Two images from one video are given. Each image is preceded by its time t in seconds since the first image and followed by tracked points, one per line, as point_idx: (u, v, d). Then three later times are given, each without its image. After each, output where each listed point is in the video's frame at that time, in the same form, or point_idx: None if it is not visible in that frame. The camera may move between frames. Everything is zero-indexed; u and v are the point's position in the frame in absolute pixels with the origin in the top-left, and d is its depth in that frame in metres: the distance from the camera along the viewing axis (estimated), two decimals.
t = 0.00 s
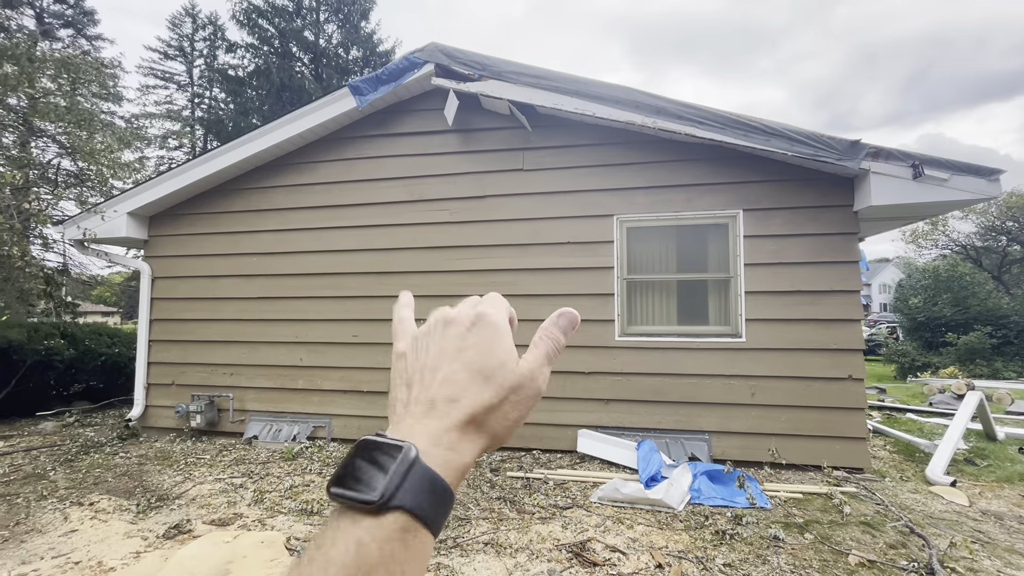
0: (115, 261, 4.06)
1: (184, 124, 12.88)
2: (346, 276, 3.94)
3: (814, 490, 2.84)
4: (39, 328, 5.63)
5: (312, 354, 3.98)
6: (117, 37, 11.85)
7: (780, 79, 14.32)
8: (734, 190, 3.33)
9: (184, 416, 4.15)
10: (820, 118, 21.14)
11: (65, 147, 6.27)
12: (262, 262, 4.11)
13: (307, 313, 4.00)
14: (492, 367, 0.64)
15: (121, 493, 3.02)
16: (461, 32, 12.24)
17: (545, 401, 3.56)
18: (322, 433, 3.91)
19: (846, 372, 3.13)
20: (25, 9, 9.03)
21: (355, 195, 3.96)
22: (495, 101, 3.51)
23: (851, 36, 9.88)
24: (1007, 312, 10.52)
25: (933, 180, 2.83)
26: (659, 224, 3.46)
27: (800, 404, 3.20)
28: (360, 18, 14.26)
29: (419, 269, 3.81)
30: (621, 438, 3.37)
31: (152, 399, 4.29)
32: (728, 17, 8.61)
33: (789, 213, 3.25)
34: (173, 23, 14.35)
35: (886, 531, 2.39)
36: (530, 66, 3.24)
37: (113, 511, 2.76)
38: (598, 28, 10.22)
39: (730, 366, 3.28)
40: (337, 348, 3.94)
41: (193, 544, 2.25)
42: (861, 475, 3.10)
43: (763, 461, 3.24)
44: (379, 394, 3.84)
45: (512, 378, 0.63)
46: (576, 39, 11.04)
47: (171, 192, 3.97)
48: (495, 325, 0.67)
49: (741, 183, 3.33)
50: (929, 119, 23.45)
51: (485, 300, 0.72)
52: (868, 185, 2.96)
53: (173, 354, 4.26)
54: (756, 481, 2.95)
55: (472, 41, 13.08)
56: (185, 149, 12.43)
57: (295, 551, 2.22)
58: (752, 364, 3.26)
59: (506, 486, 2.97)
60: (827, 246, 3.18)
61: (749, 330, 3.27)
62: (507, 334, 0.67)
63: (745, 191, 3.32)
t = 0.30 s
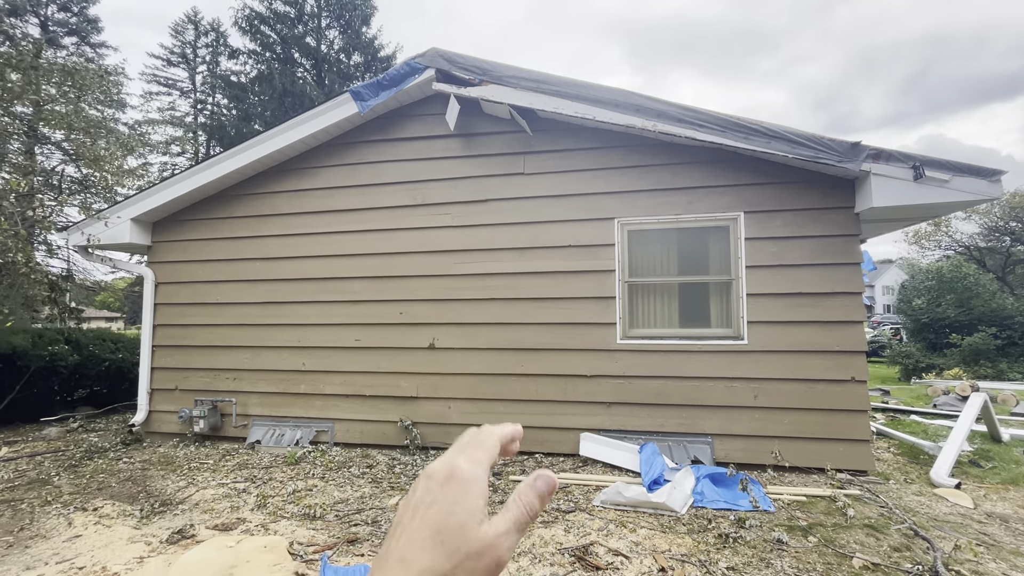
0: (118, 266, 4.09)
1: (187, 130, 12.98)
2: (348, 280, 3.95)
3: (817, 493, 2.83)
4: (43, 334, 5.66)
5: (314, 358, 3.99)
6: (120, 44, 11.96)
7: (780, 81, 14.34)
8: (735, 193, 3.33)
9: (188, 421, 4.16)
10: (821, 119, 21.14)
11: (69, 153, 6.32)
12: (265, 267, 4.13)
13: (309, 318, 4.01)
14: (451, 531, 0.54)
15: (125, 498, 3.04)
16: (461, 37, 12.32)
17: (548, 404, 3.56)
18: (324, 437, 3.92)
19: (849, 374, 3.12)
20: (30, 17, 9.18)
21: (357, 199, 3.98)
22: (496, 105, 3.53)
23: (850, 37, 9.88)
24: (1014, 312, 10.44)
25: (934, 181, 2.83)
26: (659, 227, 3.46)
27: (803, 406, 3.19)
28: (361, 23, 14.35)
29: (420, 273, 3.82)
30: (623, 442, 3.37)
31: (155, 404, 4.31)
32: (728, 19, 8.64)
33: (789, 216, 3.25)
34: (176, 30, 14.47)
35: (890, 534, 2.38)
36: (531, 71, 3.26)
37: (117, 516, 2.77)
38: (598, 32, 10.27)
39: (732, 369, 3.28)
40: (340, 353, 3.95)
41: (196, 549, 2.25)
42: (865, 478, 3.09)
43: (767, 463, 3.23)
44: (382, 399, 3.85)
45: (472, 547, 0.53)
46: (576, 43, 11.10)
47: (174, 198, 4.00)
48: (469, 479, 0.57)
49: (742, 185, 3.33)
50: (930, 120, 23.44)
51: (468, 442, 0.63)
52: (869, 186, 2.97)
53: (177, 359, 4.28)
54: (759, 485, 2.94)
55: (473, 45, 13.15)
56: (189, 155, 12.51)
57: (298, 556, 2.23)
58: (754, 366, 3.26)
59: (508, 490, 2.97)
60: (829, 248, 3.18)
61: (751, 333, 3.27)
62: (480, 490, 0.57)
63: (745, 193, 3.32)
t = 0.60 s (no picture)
0: (120, 271, 4.09)
1: (189, 135, 13.05)
2: (349, 284, 3.96)
3: (821, 496, 2.82)
4: (45, 339, 5.67)
5: (315, 362, 4.00)
6: (123, 49, 12.05)
7: (779, 83, 14.38)
8: (736, 195, 3.33)
9: (189, 426, 4.16)
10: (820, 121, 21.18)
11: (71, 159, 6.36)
12: (266, 271, 4.14)
13: (310, 322, 4.01)
14: None
15: (126, 503, 3.03)
16: (462, 42, 12.37)
17: (549, 407, 3.56)
18: (326, 441, 3.92)
19: (851, 376, 3.11)
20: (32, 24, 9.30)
21: (357, 203, 3.98)
22: (496, 109, 3.53)
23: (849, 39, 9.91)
24: (1016, 313, 10.37)
25: (935, 182, 2.83)
26: (660, 229, 3.46)
27: (805, 408, 3.18)
28: (362, 28, 14.43)
29: (421, 277, 3.82)
30: (625, 444, 3.36)
31: (157, 408, 4.31)
32: (726, 23, 8.68)
33: (790, 217, 3.25)
34: (178, 36, 14.58)
35: (894, 537, 2.36)
36: (531, 74, 3.27)
37: (118, 521, 2.76)
38: (597, 35, 10.31)
39: (734, 371, 3.28)
40: (341, 356, 3.95)
41: (198, 554, 2.25)
42: (868, 480, 3.08)
43: (769, 466, 3.22)
44: (383, 402, 3.85)
45: None
46: (575, 46, 11.16)
47: (175, 203, 4.01)
48: None
49: (742, 188, 3.33)
50: (930, 121, 23.48)
51: None
52: (870, 188, 2.97)
53: (178, 363, 4.28)
54: (762, 487, 2.93)
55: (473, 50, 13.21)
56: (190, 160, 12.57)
57: (299, 560, 2.22)
58: (756, 369, 3.25)
59: (510, 494, 2.96)
60: (830, 250, 3.18)
61: (752, 335, 3.26)
62: None
63: (746, 195, 3.33)
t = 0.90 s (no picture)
0: (120, 275, 4.08)
1: (191, 140, 13.10)
2: (350, 287, 3.94)
3: (827, 500, 2.78)
4: (46, 343, 5.65)
5: (316, 366, 3.97)
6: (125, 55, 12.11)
7: (779, 85, 14.38)
8: (739, 196, 3.31)
9: (189, 430, 4.14)
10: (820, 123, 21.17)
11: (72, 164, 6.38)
12: (267, 275, 4.12)
13: (311, 325, 3.99)
14: None
15: (125, 509, 3.01)
16: (461, 46, 12.40)
17: (551, 411, 3.52)
18: (326, 446, 3.89)
19: (856, 378, 3.08)
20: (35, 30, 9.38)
21: (358, 206, 3.97)
22: (497, 111, 3.52)
23: (848, 42, 9.90)
24: (1019, 315, 10.34)
25: (939, 182, 2.81)
26: (662, 231, 3.44)
27: (810, 411, 3.15)
28: (362, 32, 14.49)
29: (422, 279, 3.80)
30: (628, 448, 3.32)
31: (157, 413, 4.29)
32: (725, 25, 8.67)
33: (794, 219, 3.22)
34: (179, 41, 14.64)
35: (902, 542, 2.32)
36: (531, 76, 3.26)
37: (117, 527, 2.74)
38: (597, 39, 10.32)
39: (737, 374, 3.24)
40: (342, 360, 3.92)
41: (195, 562, 2.23)
42: (875, 484, 3.04)
43: (774, 470, 3.18)
44: (384, 406, 3.82)
45: None
46: (575, 49, 11.17)
47: (175, 207, 4.00)
48: None
49: (745, 189, 3.31)
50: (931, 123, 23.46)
51: None
52: (874, 188, 2.94)
53: (178, 367, 4.26)
54: (767, 491, 2.89)
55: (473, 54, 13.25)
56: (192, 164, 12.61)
57: (299, 568, 2.19)
58: (760, 371, 3.22)
59: (512, 499, 2.93)
60: (834, 251, 3.15)
61: (756, 337, 3.23)
62: None
63: (749, 197, 3.30)
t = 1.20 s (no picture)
0: (121, 279, 4.07)
1: (193, 144, 13.14)
2: (350, 291, 3.93)
3: (831, 505, 2.75)
4: (45, 346, 5.54)
5: (316, 370, 3.96)
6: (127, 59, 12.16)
7: (779, 87, 14.41)
8: (740, 199, 3.30)
9: (190, 435, 4.12)
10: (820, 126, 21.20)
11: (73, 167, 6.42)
12: (267, 278, 4.11)
13: (312, 329, 3.98)
14: None
15: (124, 514, 2.99)
16: (461, 49, 12.44)
17: (553, 415, 3.50)
18: (327, 450, 3.87)
19: (859, 382, 3.06)
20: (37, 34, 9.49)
21: (358, 210, 3.97)
22: (498, 114, 3.52)
23: (848, 45, 9.91)
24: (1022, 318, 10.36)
25: (942, 185, 2.80)
26: (663, 234, 3.43)
27: (813, 415, 3.12)
28: (363, 36, 14.54)
29: (423, 283, 3.79)
30: (630, 452, 3.30)
31: (157, 417, 4.27)
32: (724, 28, 8.68)
33: (796, 221, 3.21)
34: (180, 45, 14.74)
35: (908, 548, 2.30)
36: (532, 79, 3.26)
37: (116, 533, 2.72)
38: (596, 42, 10.36)
39: (740, 378, 3.23)
40: (343, 364, 3.91)
41: (194, 568, 2.21)
42: (879, 488, 3.01)
43: (777, 474, 3.16)
44: (385, 411, 3.80)
45: None
46: (575, 53, 11.19)
47: (176, 210, 4.00)
48: None
49: (747, 192, 3.30)
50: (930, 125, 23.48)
51: None
52: (877, 191, 2.93)
53: (179, 371, 4.25)
54: (770, 496, 2.87)
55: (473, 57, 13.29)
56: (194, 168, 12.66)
57: (298, 574, 2.18)
58: (763, 375, 3.20)
59: (514, 504, 2.91)
60: (837, 254, 3.14)
61: (758, 341, 3.22)
62: None
63: (751, 199, 3.29)
